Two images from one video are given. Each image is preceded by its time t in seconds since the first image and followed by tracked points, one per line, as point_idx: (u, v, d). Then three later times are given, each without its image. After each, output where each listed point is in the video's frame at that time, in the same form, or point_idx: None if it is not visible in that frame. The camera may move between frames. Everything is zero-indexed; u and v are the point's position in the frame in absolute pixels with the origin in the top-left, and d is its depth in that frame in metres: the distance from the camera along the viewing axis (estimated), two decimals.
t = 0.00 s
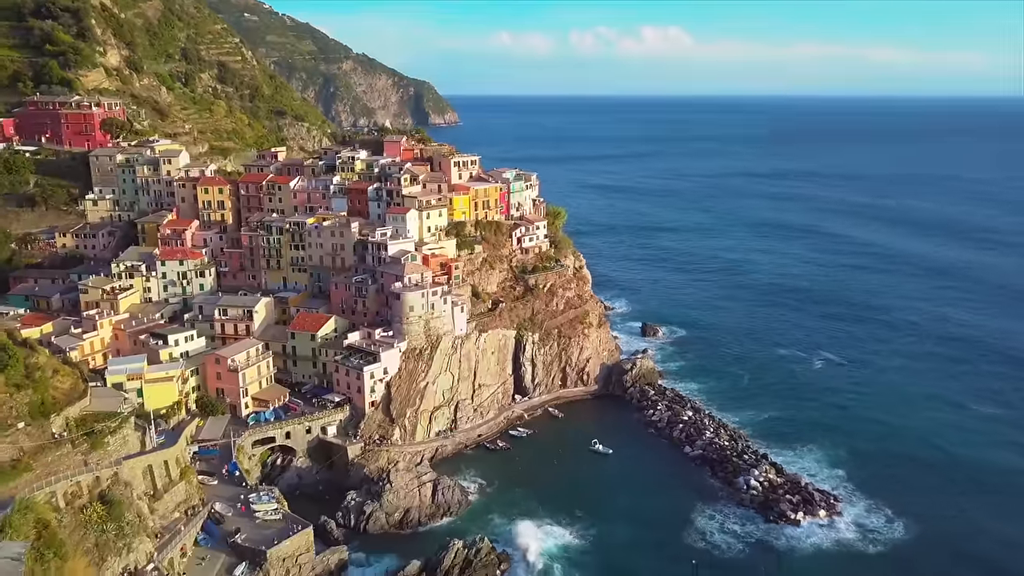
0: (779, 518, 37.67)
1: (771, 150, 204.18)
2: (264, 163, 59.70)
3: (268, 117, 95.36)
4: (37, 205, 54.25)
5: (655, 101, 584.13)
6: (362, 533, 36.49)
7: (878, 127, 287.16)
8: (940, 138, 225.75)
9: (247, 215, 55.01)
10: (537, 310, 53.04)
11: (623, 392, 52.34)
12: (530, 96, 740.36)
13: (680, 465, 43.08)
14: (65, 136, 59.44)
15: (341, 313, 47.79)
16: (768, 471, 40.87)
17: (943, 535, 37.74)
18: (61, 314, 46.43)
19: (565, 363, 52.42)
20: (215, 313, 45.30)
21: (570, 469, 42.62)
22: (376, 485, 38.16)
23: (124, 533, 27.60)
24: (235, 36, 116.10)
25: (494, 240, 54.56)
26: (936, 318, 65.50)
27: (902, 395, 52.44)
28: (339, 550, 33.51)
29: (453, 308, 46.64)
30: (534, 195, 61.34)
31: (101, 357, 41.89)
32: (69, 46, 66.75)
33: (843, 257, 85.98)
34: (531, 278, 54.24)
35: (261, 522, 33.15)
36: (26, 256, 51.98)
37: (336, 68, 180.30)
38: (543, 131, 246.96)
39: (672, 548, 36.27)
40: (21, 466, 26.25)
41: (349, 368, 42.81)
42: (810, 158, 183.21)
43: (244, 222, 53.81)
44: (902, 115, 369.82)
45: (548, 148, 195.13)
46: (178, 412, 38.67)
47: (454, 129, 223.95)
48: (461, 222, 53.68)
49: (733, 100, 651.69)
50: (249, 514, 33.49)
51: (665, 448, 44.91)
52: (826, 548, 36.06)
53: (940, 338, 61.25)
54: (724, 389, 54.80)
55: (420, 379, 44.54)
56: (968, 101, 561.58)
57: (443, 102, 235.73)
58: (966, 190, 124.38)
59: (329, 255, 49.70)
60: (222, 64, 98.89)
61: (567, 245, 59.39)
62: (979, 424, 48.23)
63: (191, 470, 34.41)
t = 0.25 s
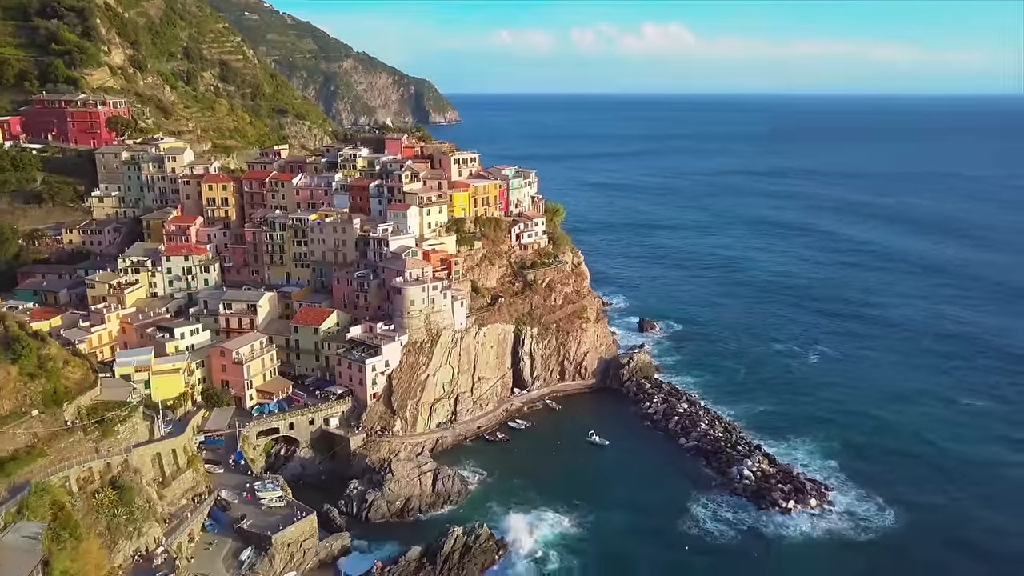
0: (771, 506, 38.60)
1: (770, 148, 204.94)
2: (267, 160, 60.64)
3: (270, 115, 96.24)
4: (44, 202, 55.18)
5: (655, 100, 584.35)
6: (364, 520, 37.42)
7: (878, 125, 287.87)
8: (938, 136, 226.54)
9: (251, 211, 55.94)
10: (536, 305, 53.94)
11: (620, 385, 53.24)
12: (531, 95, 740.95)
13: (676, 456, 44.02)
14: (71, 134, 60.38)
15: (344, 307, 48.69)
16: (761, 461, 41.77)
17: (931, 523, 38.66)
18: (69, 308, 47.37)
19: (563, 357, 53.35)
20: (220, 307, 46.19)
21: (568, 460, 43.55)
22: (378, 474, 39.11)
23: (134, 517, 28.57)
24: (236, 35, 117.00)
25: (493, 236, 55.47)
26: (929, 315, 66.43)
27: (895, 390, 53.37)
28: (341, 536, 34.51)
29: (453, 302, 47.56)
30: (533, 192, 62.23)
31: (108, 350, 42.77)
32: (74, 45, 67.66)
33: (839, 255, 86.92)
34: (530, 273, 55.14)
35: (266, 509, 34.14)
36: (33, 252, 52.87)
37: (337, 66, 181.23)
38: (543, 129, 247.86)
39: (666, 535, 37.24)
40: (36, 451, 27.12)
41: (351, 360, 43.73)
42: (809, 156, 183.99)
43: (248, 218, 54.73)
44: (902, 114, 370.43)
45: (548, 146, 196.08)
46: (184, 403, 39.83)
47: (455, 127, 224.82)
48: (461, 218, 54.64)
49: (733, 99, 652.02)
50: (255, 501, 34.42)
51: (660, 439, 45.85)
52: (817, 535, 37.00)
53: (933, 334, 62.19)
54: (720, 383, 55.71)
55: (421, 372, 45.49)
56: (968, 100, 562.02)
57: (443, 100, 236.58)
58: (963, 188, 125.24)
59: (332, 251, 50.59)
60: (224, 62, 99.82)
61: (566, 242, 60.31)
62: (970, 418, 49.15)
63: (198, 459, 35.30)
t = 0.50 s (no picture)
0: (764, 495, 39.56)
1: (769, 147, 205.80)
2: (270, 158, 61.61)
3: (271, 114, 97.15)
4: (51, 199, 56.10)
5: (655, 98, 584.69)
6: (367, 509, 38.23)
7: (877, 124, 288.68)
8: (937, 135, 227.47)
9: (254, 208, 56.87)
10: (534, 300, 54.90)
11: (618, 379, 54.16)
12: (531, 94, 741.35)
13: (671, 447, 44.99)
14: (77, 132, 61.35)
15: (346, 301, 49.65)
16: (754, 451, 42.70)
17: (920, 511, 39.62)
18: (77, 302, 48.32)
19: (562, 351, 54.29)
20: (225, 301, 47.14)
21: (565, 451, 44.53)
22: (380, 464, 39.99)
23: (144, 503, 29.46)
24: (238, 33, 117.99)
25: (493, 232, 56.45)
26: (923, 312, 67.41)
27: (887, 384, 54.34)
28: (345, 523, 35.47)
29: (453, 297, 48.55)
30: (531, 189, 63.16)
31: (116, 343, 43.85)
32: (79, 44, 68.60)
33: (834, 253, 87.92)
34: (529, 269, 56.09)
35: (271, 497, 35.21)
36: (40, 248, 53.85)
37: (337, 65, 182.24)
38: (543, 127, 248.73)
39: (660, 523, 38.25)
40: (51, 438, 27.91)
41: (354, 353, 44.71)
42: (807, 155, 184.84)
43: (251, 214, 55.70)
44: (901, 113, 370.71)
45: (548, 145, 196.99)
46: (191, 395, 40.47)
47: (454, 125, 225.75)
48: (461, 215, 55.60)
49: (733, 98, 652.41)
50: (260, 489, 35.51)
51: (656, 431, 46.82)
52: (808, 523, 37.95)
53: (926, 331, 63.17)
54: (716, 376, 56.66)
55: (421, 365, 46.49)
56: (967, 99, 562.51)
57: (443, 98, 237.50)
58: (959, 187, 126.16)
59: (334, 247, 51.54)
60: (226, 61, 100.79)
61: (564, 238, 61.26)
62: (959, 411, 50.13)
63: (205, 448, 36.22)
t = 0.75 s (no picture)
0: (758, 483, 40.46)
1: (768, 145, 206.54)
2: (274, 155, 62.55)
3: (273, 112, 98.00)
4: (58, 195, 56.99)
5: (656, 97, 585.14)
6: (370, 497, 39.20)
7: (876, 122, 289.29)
8: (936, 133, 228.19)
9: (258, 204, 57.80)
10: (533, 295, 55.85)
11: (615, 372, 55.08)
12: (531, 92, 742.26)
13: (667, 437, 45.94)
14: (84, 130, 62.33)
15: (348, 296, 50.59)
16: (749, 442, 43.60)
17: (910, 499, 40.57)
18: (84, 297, 49.28)
19: (560, 345, 55.23)
20: (229, 295, 48.08)
21: (563, 441, 45.51)
22: (383, 453, 41.01)
23: (154, 488, 30.41)
24: (239, 32, 118.92)
25: (493, 228, 57.38)
26: (917, 309, 68.33)
27: (880, 378, 55.23)
28: (348, 509, 36.42)
29: (454, 291, 49.53)
30: (531, 186, 64.05)
31: (124, 336, 44.78)
32: (85, 42, 69.49)
33: (831, 250, 88.84)
34: (528, 264, 56.99)
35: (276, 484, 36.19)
36: (48, 243, 54.73)
37: (338, 63, 183.13)
38: (543, 126, 249.45)
39: (655, 510, 39.25)
40: (65, 425, 28.89)
41: (356, 346, 45.73)
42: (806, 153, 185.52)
43: (255, 211, 56.63)
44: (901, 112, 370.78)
45: (548, 143, 197.82)
46: (197, 386, 41.47)
47: (455, 124, 226.58)
48: (461, 211, 56.56)
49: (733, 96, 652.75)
50: (266, 477, 36.40)
51: (653, 422, 47.75)
52: (800, 511, 38.86)
53: (919, 327, 64.07)
54: (712, 370, 57.62)
55: (423, 358, 47.48)
56: (968, 97, 562.73)
57: (444, 96, 238.28)
58: (956, 185, 126.97)
59: (337, 242, 52.50)
60: (228, 59, 101.65)
61: (563, 234, 62.18)
62: (951, 405, 51.08)
63: (212, 437, 37.18)
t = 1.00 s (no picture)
0: (752, 472, 41.32)
1: (767, 143, 207.41)
2: (277, 152, 63.56)
3: (275, 110, 98.87)
4: (64, 191, 57.74)
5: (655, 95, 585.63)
6: (372, 485, 40.04)
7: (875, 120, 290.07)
8: (935, 131, 229.05)
9: (262, 200, 58.76)
10: (533, 290, 56.81)
11: (613, 365, 56.00)
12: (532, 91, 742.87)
13: (663, 428, 46.89)
14: (90, 127, 63.28)
15: (351, 290, 51.56)
16: (743, 433, 44.48)
17: (901, 488, 41.52)
18: (92, 291, 50.26)
19: (559, 338, 56.20)
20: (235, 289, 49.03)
21: (561, 432, 46.47)
22: (385, 443, 41.90)
23: (164, 474, 31.36)
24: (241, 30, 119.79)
25: (493, 224, 58.35)
26: (911, 306, 69.31)
27: (874, 373, 56.19)
28: (351, 497, 37.35)
29: (455, 286, 50.51)
30: (530, 182, 65.01)
31: (132, 329, 45.57)
32: (90, 41, 70.38)
33: (827, 248, 89.85)
34: (527, 260, 57.94)
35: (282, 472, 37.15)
36: (56, 239, 55.52)
37: (338, 61, 183.97)
38: (543, 124, 250.26)
39: (650, 498, 40.21)
40: (78, 412, 29.82)
41: (359, 339, 46.70)
42: (804, 151, 186.38)
43: (259, 207, 57.58)
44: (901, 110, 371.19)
45: (547, 141, 198.73)
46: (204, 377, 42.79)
47: (455, 122, 227.38)
48: (461, 207, 57.56)
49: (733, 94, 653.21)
50: (272, 465, 37.36)
51: (650, 414, 48.70)
52: (794, 499, 39.75)
53: (913, 323, 65.03)
54: (709, 364, 58.59)
55: (424, 350, 48.47)
56: (968, 95, 563.28)
57: (444, 94, 239.12)
58: (953, 184, 127.88)
59: (339, 238, 53.51)
60: (230, 58, 102.53)
61: (562, 230, 63.11)
62: (942, 398, 52.07)
63: (219, 426, 38.10)
